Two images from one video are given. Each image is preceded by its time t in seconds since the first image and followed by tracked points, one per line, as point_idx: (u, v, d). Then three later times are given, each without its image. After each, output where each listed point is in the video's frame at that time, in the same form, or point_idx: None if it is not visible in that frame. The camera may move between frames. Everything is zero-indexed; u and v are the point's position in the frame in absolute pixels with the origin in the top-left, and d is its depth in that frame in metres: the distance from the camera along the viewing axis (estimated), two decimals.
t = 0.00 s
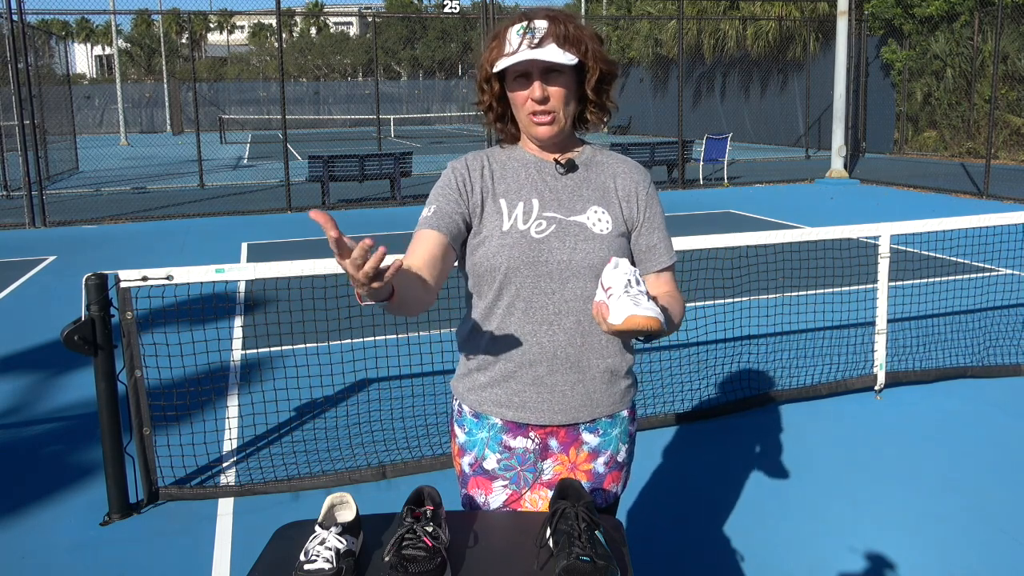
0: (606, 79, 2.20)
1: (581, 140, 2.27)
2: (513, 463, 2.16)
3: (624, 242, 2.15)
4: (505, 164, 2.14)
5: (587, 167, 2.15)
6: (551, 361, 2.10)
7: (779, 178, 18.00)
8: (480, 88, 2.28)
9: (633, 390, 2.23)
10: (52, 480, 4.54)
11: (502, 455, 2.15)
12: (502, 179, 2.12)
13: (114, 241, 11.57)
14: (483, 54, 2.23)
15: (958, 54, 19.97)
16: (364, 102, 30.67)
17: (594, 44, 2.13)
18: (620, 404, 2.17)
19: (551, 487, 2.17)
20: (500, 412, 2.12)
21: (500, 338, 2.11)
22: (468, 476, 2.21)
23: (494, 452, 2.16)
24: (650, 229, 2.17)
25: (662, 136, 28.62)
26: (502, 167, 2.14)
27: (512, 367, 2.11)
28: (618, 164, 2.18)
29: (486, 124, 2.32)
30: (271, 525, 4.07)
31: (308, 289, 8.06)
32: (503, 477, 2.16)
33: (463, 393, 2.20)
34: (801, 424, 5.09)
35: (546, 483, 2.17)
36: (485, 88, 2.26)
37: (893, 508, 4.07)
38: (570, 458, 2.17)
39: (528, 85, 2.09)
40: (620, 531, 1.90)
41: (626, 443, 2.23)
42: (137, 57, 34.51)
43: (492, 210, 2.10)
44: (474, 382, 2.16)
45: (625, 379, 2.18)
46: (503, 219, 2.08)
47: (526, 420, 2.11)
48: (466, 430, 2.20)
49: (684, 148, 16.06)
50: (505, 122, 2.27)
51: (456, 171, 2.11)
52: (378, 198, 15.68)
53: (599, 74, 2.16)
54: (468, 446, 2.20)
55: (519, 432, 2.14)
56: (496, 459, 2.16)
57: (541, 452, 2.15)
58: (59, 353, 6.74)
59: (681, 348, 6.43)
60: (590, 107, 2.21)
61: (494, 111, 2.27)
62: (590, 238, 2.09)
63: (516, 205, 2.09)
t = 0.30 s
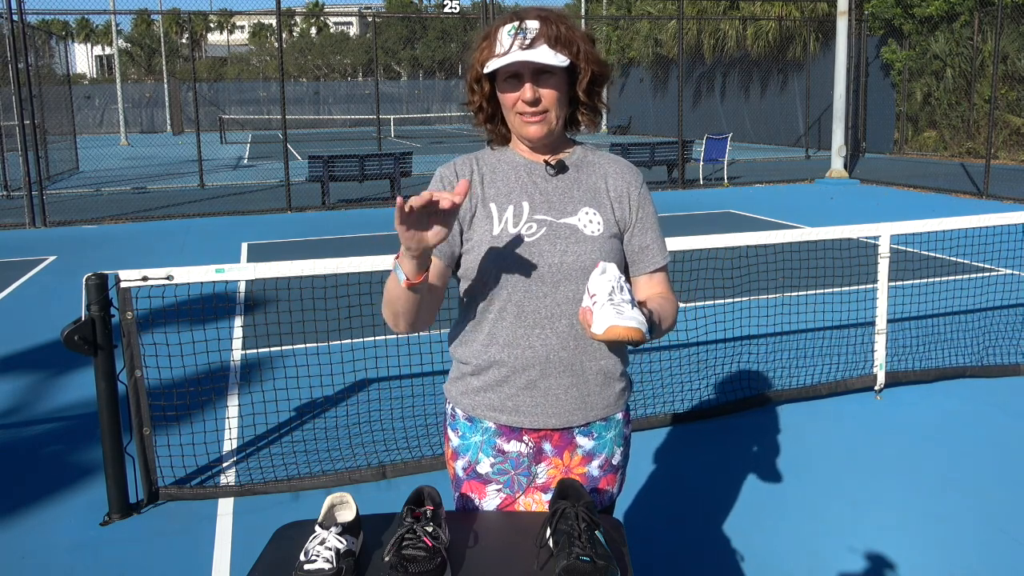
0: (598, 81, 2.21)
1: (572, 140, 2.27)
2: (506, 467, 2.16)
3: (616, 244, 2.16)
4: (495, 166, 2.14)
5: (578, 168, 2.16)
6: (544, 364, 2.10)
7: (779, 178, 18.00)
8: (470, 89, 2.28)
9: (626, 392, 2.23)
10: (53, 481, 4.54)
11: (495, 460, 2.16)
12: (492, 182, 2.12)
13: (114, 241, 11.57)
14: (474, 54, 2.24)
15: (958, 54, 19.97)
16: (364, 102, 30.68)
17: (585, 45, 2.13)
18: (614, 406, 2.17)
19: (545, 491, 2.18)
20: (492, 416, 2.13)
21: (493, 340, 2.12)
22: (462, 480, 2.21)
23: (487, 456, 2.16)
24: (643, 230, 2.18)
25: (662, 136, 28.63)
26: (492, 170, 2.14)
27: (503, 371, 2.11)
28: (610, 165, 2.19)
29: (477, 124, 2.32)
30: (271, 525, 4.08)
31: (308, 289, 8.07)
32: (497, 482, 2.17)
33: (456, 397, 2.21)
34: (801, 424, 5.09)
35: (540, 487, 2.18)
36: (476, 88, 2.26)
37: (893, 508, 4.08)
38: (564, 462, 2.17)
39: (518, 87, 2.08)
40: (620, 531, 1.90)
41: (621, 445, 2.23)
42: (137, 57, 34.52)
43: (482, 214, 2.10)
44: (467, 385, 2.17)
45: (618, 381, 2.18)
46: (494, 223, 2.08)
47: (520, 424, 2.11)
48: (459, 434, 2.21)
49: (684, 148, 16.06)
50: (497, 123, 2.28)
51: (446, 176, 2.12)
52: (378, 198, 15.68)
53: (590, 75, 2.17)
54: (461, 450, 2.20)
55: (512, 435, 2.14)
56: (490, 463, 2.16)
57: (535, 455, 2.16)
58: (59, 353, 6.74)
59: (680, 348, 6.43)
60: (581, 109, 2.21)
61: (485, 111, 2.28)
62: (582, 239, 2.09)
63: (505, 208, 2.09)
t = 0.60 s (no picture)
0: (598, 84, 2.21)
1: (571, 142, 2.28)
2: (504, 467, 2.16)
3: (613, 245, 2.16)
4: (492, 166, 2.15)
5: (575, 169, 2.16)
6: (541, 364, 2.10)
7: (779, 178, 18.00)
8: (470, 86, 2.29)
9: (624, 392, 2.23)
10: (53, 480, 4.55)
11: (493, 460, 2.16)
12: (489, 182, 2.13)
13: (114, 241, 11.56)
14: (475, 51, 2.24)
15: (958, 54, 19.98)
16: (364, 102, 30.70)
17: (587, 47, 2.14)
18: (611, 406, 2.18)
19: (544, 490, 2.17)
20: (490, 417, 2.13)
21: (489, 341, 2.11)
22: (459, 480, 2.22)
23: (484, 456, 2.17)
24: (640, 231, 2.19)
25: (663, 137, 28.66)
26: (490, 170, 2.15)
27: (501, 370, 2.11)
28: (607, 166, 2.19)
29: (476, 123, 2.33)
30: (272, 525, 4.08)
31: (308, 289, 8.08)
32: (495, 481, 2.17)
33: (454, 397, 2.21)
34: (800, 424, 5.09)
35: (537, 487, 2.18)
36: (476, 84, 2.27)
37: (893, 507, 4.08)
38: (561, 461, 2.17)
39: (518, 84, 2.08)
40: (620, 531, 1.90)
41: (619, 445, 2.23)
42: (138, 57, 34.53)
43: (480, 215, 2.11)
44: (465, 385, 2.17)
45: (615, 382, 2.18)
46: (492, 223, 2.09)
47: (517, 425, 2.11)
48: (457, 434, 2.21)
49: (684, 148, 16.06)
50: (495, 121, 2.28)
51: (442, 177, 2.12)
52: (378, 198, 15.69)
53: (591, 77, 2.17)
54: (459, 450, 2.21)
55: (510, 435, 2.14)
56: (488, 463, 2.16)
57: (533, 455, 2.15)
58: (59, 354, 6.74)
59: (679, 347, 6.44)
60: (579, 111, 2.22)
61: (485, 109, 2.29)
62: (578, 241, 2.09)
63: (503, 208, 2.10)
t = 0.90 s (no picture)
0: (605, 88, 2.23)
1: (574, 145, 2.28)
2: (504, 463, 2.16)
3: (613, 246, 2.17)
4: (495, 164, 2.15)
5: (577, 170, 2.16)
6: (542, 362, 2.10)
7: (779, 178, 18.00)
8: (478, 80, 2.28)
9: (624, 390, 2.24)
10: (53, 480, 4.55)
11: (493, 456, 2.16)
12: (492, 179, 2.13)
13: (114, 241, 11.56)
14: (486, 45, 2.24)
15: (958, 54, 19.99)
16: (365, 102, 30.70)
17: (598, 53, 2.15)
18: (611, 404, 2.18)
19: (543, 486, 2.18)
20: (490, 414, 2.13)
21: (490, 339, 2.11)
22: (459, 477, 2.22)
23: (485, 452, 2.17)
24: (640, 234, 2.20)
25: (663, 136, 28.66)
26: (492, 168, 2.15)
27: (502, 368, 2.11)
28: (609, 169, 2.20)
29: (482, 117, 2.33)
30: (272, 524, 4.08)
31: (308, 289, 8.09)
32: (494, 478, 2.17)
33: (454, 393, 2.20)
34: (800, 424, 5.10)
35: (537, 483, 2.18)
36: (483, 80, 2.27)
37: (893, 507, 4.08)
38: (560, 458, 2.17)
39: (527, 82, 2.08)
40: (620, 530, 1.90)
41: (618, 442, 2.23)
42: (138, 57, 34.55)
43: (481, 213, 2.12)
44: (465, 382, 2.16)
45: (614, 381, 2.19)
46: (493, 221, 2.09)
47: (517, 422, 2.11)
48: (457, 431, 2.21)
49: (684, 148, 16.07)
50: (499, 117, 2.29)
51: (448, 174, 2.12)
52: (378, 198, 15.69)
53: (600, 82, 2.18)
54: (459, 447, 2.21)
55: (510, 432, 2.14)
56: (488, 459, 2.17)
57: (533, 451, 2.16)
58: (58, 353, 6.74)
59: (678, 348, 6.44)
60: (585, 114, 2.23)
61: (491, 104, 2.28)
62: (578, 240, 2.10)
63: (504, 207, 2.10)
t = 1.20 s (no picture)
0: (611, 84, 2.23)
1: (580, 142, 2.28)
2: (510, 460, 2.15)
3: (620, 245, 2.18)
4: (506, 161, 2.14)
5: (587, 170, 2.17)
6: (548, 358, 2.09)
7: (779, 178, 18.00)
8: (486, 82, 2.27)
9: (627, 386, 2.24)
10: (53, 480, 4.55)
11: (499, 453, 2.14)
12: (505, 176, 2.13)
13: (114, 241, 11.55)
14: (492, 49, 2.24)
15: (958, 54, 19.98)
16: (365, 102, 30.70)
17: (603, 50, 2.15)
18: (616, 401, 2.18)
19: (549, 483, 2.18)
20: (496, 410, 2.11)
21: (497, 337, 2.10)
22: (466, 475, 2.20)
23: (490, 450, 2.15)
24: (646, 232, 2.22)
25: (663, 136, 28.66)
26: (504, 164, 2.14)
27: (510, 366, 2.10)
28: (615, 169, 2.20)
29: (489, 119, 2.32)
30: (272, 525, 4.08)
31: (308, 289, 8.09)
32: (500, 475, 2.16)
33: (458, 391, 2.19)
34: (800, 424, 5.09)
35: (542, 480, 2.18)
36: (491, 83, 2.26)
37: (893, 507, 4.08)
38: (566, 454, 2.17)
39: (535, 83, 2.08)
40: (620, 531, 1.90)
41: (622, 438, 2.23)
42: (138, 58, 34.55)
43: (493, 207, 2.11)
44: (471, 380, 2.15)
45: (618, 377, 2.19)
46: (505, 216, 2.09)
47: (523, 418, 2.10)
48: (462, 429, 2.19)
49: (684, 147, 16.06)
50: (507, 118, 2.28)
51: (459, 165, 2.10)
52: (378, 198, 15.68)
53: (606, 79, 2.18)
54: (465, 445, 2.19)
55: (515, 429, 2.13)
56: (493, 457, 2.15)
57: (538, 447, 2.15)
58: (58, 353, 6.73)
59: (678, 347, 6.44)
60: (593, 111, 2.23)
61: (500, 107, 2.27)
62: (589, 238, 2.11)
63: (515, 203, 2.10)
